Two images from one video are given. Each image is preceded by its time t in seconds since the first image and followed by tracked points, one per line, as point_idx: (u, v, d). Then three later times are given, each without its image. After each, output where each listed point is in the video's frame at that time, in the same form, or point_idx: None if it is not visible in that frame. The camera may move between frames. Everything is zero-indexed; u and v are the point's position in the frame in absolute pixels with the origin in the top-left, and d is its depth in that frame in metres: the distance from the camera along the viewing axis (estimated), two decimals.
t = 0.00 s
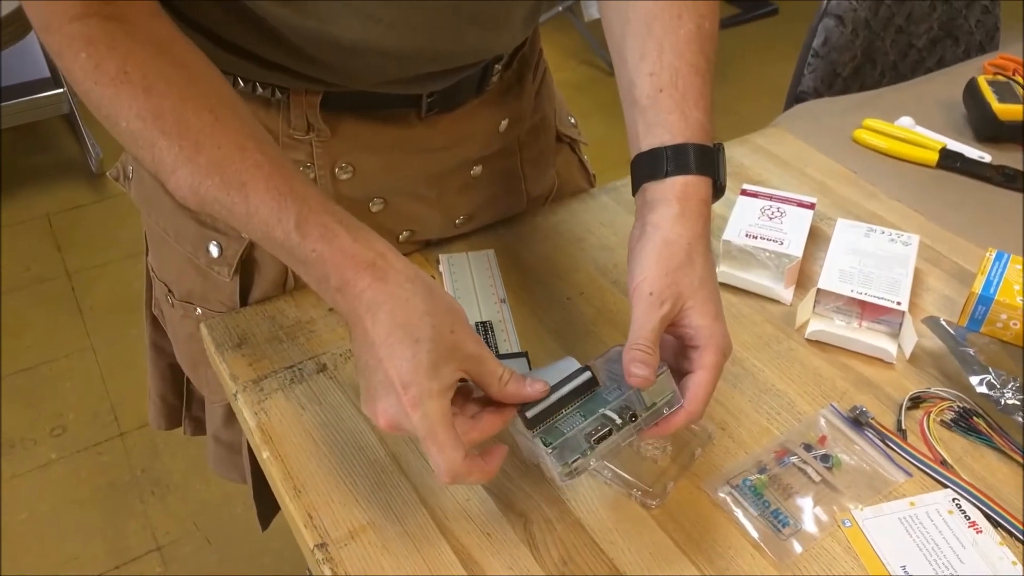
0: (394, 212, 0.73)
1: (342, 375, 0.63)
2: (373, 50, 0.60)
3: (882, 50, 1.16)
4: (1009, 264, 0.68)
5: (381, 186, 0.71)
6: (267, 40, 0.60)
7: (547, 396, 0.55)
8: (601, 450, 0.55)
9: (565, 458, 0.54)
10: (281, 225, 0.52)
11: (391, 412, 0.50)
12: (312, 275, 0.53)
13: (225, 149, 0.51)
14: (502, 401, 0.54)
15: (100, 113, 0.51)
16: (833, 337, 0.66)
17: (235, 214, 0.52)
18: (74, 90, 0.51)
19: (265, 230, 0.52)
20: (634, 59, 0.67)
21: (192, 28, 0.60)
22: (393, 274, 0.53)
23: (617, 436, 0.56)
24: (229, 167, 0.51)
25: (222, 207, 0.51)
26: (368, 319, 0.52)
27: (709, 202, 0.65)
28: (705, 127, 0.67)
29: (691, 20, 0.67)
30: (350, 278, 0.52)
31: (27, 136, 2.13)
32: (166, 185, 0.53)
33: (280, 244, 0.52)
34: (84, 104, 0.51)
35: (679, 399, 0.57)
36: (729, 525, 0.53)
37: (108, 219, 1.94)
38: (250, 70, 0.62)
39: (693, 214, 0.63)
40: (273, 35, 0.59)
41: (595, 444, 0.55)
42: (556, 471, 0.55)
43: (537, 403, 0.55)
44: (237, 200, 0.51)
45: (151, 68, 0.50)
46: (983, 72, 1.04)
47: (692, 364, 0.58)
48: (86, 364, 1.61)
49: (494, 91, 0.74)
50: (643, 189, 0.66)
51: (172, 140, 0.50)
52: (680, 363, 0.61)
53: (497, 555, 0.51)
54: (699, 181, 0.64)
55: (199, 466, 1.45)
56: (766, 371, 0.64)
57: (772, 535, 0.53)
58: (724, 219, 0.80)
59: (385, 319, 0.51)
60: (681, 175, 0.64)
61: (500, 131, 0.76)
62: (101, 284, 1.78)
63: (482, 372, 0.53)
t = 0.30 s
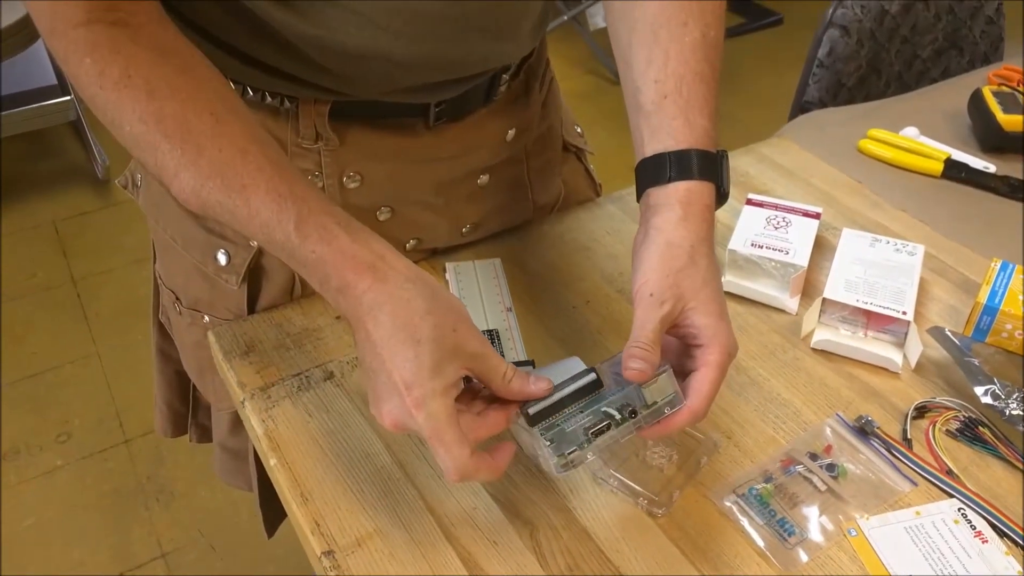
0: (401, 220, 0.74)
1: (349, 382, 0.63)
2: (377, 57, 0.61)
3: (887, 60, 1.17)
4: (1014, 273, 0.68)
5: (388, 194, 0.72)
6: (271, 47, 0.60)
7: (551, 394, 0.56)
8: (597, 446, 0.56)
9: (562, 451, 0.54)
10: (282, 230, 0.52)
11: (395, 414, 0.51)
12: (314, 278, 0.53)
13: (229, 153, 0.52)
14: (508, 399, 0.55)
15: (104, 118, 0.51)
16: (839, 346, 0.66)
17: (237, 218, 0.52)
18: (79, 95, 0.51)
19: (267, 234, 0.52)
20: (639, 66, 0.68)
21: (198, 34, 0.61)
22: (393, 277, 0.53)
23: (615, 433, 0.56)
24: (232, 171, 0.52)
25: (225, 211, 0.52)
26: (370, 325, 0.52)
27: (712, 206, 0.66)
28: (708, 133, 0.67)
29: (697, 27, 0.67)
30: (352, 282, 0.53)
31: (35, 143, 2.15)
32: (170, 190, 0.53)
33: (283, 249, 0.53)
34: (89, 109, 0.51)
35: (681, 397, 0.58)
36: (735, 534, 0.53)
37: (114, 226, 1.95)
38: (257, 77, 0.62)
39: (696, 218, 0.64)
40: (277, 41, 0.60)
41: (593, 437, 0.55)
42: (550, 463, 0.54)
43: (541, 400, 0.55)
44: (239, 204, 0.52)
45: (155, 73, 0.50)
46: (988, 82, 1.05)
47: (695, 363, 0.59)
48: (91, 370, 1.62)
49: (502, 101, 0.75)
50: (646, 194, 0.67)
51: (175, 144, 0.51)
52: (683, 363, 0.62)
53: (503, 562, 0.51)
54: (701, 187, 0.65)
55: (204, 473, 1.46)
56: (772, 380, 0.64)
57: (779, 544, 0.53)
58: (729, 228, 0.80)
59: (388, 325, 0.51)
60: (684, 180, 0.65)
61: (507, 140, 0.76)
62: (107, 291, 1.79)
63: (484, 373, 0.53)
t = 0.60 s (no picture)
0: (406, 226, 0.74)
1: (353, 389, 0.63)
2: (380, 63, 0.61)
3: (890, 68, 1.17)
4: (1016, 281, 0.69)
5: (393, 201, 0.72)
6: (274, 53, 0.61)
7: (551, 397, 0.55)
8: (600, 452, 0.55)
9: (566, 457, 0.54)
10: (284, 235, 0.53)
11: (395, 419, 0.51)
12: (315, 283, 0.54)
13: (231, 159, 0.52)
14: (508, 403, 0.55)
15: (108, 124, 0.52)
16: (842, 353, 0.66)
17: (239, 224, 0.52)
18: (83, 101, 0.52)
19: (269, 239, 0.53)
20: (643, 74, 0.68)
21: (203, 40, 0.61)
22: (393, 282, 0.54)
23: (618, 439, 0.56)
24: (235, 177, 0.52)
25: (228, 216, 0.52)
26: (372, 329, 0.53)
27: (715, 213, 0.66)
28: (712, 139, 0.67)
29: (700, 34, 0.67)
30: (352, 288, 0.53)
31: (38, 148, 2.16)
32: (173, 195, 0.53)
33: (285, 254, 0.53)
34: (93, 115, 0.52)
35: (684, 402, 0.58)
36: (739, 541, 0.53)
37: (117, 231, 1.96)
38: (262, 83, 0.63)
39: (699, 225, 0.64)
40: (280, 48, 0.60)
41: (597, 441, 0.55)
42: (553, 469, 0.54)
43: (541, 404, 0.55)
44: (240, 209, 0.52)
45: (158, 79, 0.51)
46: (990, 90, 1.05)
47: (699, 368, 0.59)
48: (94, 375, 1.62)
49: (506, 107, 0.75)
50: (650, 201, 0.67)
51: (178, 150, 0.51)
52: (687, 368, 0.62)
53: (507, 568, 0.52)
54: (705, 193, 0.65)
55: (207, 480, 1.46)
56: (775, 387, 0.64)
57: (782, 551, 0.53)
58: (732, 235, 0.80)
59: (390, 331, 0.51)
60: (687, 187, 0.65)
61: (512, 147, 0.77)
62: (109, 297, 1.79)
63: (486, 379, 0.53)
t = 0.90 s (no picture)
0: (408, 232, 0.74)
1: (354, 393, 0.64)
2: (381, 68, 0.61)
3: (889, 73, 1.18)
4: (1017, 285, 0.69)
5: (395, 206, 0.72)
6: (275, 59, 0.61)
7: (552, 396, 0.55)
8: (599, 444, 0.55)
9: (564, 448, 0.54)
10: (286, 240, 0.53)
11: (397, 418, 0.51)
12: (316, 286, 0.54)
13: (233, 163, 0.52)
14: (509, 403, 0.55)
15: (111, 129, 0.52)
16: (842, 358, 0.66)
17: (241, 228, 0.53)
18: (86, 106, 0.52)
19: (271, 243, 0.53)
20: (645, 71, 0.69)
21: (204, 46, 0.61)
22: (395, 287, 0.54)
23: (617, 430, 0.55)
24: (237, 181, 0.52)
25: (230, 220, 0.52)
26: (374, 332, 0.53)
27: (716, 210, 0.66)
28: (712, 138, 0.68)
29: (702, 33, 0.68)
30: (354, 290, 0.53)
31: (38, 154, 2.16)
32: (176, 200, 0.54)
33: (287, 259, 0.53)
34: (96, 120, 0.52)
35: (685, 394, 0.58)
36: (741, 545, 0.54)
37: (116, 236, 1.96)
38: (264, 89, 0.63)
39: (700, 221, 0.64)
40: (282, 53, 0.61)
41: (595, 433, 0.54)
42: (551, 461, 0.54)
43: (542, 403, 0.55)
44: (242, 213, 0.52)
45: (161, 85, 0.51)
46: (988, 96, 1.05)
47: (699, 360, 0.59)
48: (94, 380, 1.62)
49: (507, 112, 0.76)
50: (651, 199, 0.67)
51: (181, 155, 0.51)
52: (687, 360, 0.62)
53: (509, 572, 0.52)
54: (707, 191, 0.66)
55: (207, 485, 1.46)
56: (776, 391, 0.64)
57: (784, 555, 0.53)
58: (733, 240, 0.81)
59: (392, 334, 0.52)
60: (689, 184, 0.66)
61: (512, 151, 0.77)
62: (109, 302, 1.79)
63: (487, 379, 0.54)
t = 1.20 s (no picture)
0: (410, 236, 0.74)
1: (356, 398, 0.64)
2: (382, 73, 0.61)
3: (888, 78, 1.18)
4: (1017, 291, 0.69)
5: (398, 211, 0.72)
6: (277, 64, 0.61)
7: (555, 376, 0.54)
8: (599, 416, 0.52)
9: (563, 415, 0.52)
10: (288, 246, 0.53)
11: (412, 399, 0.51)
12: (315, 291, 0.54)
13: (232, 171, 0.52)
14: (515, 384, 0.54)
15: (111, 134, 0.52)
16: (844, 362, 0.66)
17: (240, 233, 0.53)
18: (87, 111, 0.52)
19: (270, 248, 0.53)
20: (662, 71, 0.69)
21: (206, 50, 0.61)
22: (397, 292, 0.54)
23: (619, 404, 0.53)
24: (236, 188, 0.52)
25: (229, 224, 0.52)
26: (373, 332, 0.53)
27: (735, 206, 0.66)
28: (730, 135, 0.68)
29: (719, 32, 0.69)
30: (351, 293, 0.53)
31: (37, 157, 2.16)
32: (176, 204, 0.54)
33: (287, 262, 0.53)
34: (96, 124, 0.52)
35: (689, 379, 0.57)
36: (743, 550, 0.54)
37: (115, 239, 1.96)
38: (268, 93, 0.63)
39: (715, 215, 0.64)
40: (284, 58, 0.61)
41: (597, 403, 0.52)
42: (549, 426, 0.52)
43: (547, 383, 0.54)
44: (241, 217, 0.52)
45: (161, 91, 0.51)
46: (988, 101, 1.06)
47: (704, 347, 0.59)
48: (93, 383, 1.62)
49: (509, 116, 0.76)
50: (668, 198, 0.68)
51: (182, 159, 0.51)
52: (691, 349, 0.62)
53: None
54: (726, 188, 0.66)
55: (206, 488, 1.46)
56: (777, 396, 0.64)
57: (786, 560, 0.53)
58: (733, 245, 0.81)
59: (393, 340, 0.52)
60: (707, 182, 0.66)
61: (514, 155, 0.77)
62: (108, 305, 1.79)
63: (488, 359, 0.54)
